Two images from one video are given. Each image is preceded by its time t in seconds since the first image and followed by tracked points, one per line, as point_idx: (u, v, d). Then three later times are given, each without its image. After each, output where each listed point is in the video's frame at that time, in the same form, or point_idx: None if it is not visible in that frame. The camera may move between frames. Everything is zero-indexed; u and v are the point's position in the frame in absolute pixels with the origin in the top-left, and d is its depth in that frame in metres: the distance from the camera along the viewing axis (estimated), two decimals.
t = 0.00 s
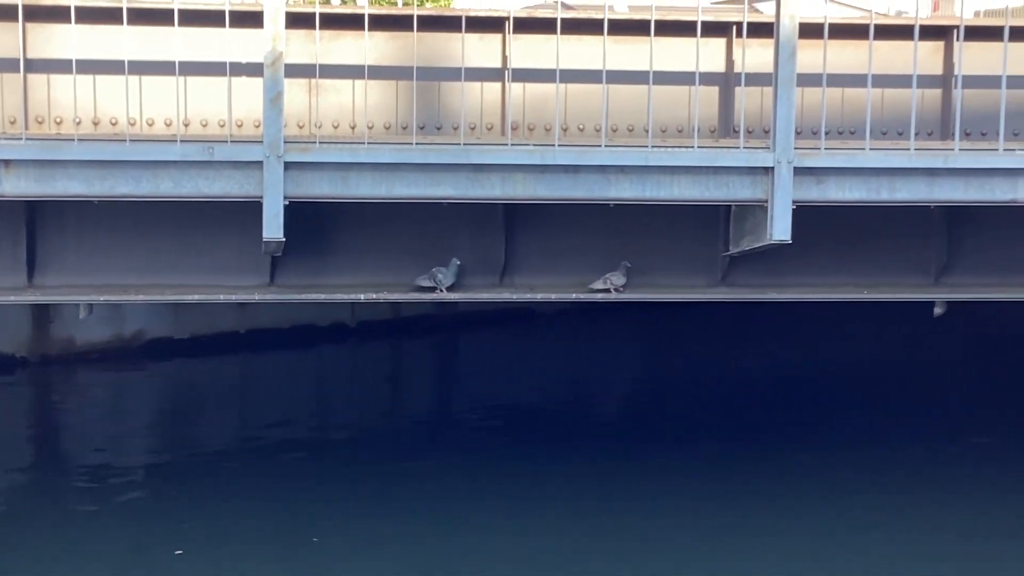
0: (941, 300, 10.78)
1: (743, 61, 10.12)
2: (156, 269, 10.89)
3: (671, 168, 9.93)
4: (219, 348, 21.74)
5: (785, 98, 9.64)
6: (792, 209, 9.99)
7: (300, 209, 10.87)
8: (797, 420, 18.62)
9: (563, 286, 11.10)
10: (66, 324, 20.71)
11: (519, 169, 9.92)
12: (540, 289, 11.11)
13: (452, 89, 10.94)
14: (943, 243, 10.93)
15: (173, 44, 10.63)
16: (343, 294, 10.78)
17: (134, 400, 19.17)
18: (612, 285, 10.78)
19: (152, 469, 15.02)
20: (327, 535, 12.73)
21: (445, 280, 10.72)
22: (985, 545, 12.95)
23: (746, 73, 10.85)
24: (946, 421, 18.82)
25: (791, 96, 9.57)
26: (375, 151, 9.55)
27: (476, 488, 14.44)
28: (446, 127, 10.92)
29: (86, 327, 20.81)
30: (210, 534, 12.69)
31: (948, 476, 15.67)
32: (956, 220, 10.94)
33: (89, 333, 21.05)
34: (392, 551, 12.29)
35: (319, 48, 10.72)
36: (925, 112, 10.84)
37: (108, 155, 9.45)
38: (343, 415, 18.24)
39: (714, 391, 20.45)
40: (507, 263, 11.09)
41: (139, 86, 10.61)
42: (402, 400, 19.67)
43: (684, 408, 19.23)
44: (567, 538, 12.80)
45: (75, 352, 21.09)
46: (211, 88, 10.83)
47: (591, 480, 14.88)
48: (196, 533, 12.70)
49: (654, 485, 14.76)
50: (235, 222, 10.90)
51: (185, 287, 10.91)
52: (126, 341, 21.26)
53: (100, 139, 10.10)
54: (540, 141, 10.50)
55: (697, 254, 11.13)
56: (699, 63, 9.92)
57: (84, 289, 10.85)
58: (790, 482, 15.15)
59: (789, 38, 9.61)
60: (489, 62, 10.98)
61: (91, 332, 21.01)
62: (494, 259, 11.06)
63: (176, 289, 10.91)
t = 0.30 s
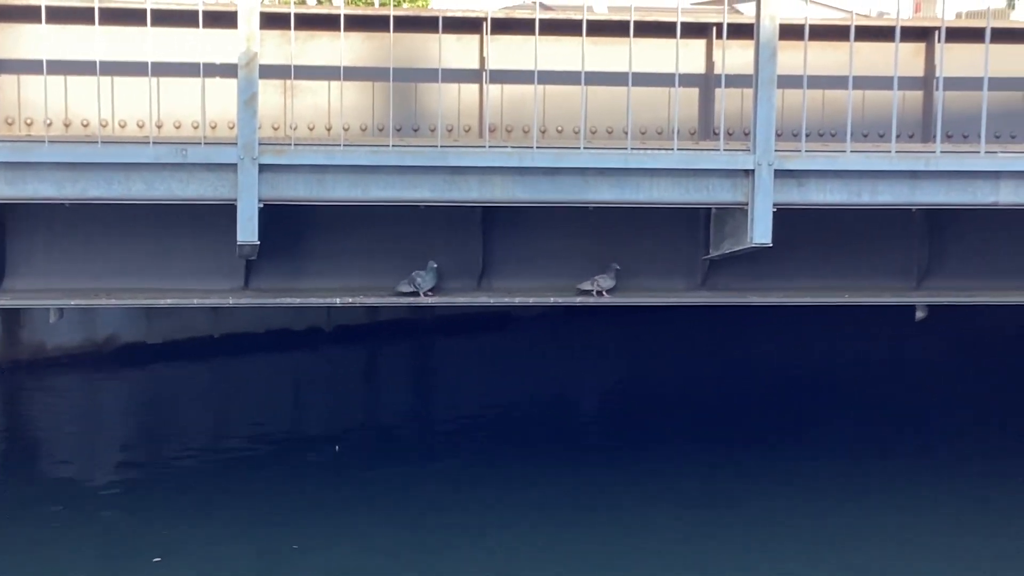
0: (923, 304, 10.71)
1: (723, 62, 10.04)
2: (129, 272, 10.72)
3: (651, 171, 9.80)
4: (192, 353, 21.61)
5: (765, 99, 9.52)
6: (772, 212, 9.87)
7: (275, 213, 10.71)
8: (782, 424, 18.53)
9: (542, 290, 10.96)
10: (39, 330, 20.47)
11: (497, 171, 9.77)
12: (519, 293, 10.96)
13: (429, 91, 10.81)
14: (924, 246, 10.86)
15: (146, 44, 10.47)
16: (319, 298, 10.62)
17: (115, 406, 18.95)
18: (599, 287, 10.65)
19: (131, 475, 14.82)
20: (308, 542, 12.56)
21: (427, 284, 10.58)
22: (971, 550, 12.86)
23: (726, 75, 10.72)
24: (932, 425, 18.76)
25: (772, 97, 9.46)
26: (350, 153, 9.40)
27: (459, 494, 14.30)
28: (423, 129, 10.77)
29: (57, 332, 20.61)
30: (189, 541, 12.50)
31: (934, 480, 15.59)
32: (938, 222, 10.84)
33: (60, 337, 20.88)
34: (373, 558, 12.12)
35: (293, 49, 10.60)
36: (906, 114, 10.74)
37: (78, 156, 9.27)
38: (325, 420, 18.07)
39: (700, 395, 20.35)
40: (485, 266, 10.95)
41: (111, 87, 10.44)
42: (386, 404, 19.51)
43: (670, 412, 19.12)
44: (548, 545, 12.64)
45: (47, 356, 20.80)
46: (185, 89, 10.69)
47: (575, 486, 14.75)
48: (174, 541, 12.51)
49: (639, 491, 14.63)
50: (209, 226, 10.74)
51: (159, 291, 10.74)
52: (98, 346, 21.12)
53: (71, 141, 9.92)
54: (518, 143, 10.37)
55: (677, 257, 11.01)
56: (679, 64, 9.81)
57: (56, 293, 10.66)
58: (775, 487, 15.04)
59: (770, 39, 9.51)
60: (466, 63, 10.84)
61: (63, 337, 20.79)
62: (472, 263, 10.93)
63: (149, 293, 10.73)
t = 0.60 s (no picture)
0: (900, 308, 10.65)
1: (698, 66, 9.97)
2: (100, 278, 10.59)
3: (627, 175, 9.70)
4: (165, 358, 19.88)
5: (741, 103, 9.44)
6: (748, 217, 9.79)
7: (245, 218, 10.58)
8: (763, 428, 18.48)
9: (515, 296, 10.90)
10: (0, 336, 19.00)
11: (470, 175, 9.65)
12: (493, 297, 10.90)
13: (402, 94, 10.71)
14: (901, 251, 10.80)
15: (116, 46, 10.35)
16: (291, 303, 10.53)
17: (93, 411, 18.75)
18: (577, 292, 10.61)
19: (108, 483, 14.67)
20: (285, 549, 12.46)
21: (413, 288, 10.52)
22: (951, 555, 12.84)
23: (701, 78, 10.66)
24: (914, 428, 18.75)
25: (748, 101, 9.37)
26: (322, 157, 9.28)
27: (439, 501, 14.21)
28: (396, 132, 10.64)
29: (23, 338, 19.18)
30: (165, 549, 12.38)
31: (915, 485, 15.56)
32: (914, 227, 10.80)
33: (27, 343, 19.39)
34: (351, 566, 12.03)
35: (265, 52, 10.51)
36: (882, 118, 10.68)
37: (46, 161, 9.13)
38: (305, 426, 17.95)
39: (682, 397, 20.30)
40: (459, 271, 10.87)
41: (81, 90, 10.32)
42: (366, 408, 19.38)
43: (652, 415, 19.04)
44: (525, 553, 12.55)
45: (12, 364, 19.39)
46: (156, 92, 10.58)
47: (555, 492, 14.68)
48: (150, 549, 12.39)
49: (619, 497, 14.55)
50: (181, 231, 10.63)
51: (130, 297, 10.62)
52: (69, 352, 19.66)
53: (39, 144, 9.78)
54: (492, 147, 10.27)
55: (652, 261, 10.95)
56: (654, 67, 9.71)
57: (25, 299, 10.52)
58: (757, 492, 14.98)
59: (745, 42, 9.43)
60: (440, 66, 10.75)
61: (29, 344, 19.31)
62: (446, 268, 10.84)
63: (120, 299, 10.61)
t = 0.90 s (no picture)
0: (871, 313, 10.68)
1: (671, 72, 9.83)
2: (69, 283, 10.48)
3: (599, 180, 9.71)
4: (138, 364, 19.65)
5: (713, 109, 9.44)
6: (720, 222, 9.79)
7: (214, 222, 10.51)
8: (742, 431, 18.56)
9: (489, 301, 10.87)
10: None
11: (443, 181, 9.62)
12: (466, 303, 10.88)
13: (374, 99, 10.64)
14: (873, 256, 10.83)
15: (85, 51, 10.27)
16: (263, 310, 10.47)
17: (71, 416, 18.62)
18: (549, 297, 10.60)
19: (84, 490, 14.59)
20: (260, 556, 12.42)
21: (407, 297, 10.51)
22: (926, 560, 12.90)
23: (674, 83, 10.65)
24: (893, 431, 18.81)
25: (720, 107, 9.38)
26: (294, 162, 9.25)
27: (417, 507, 14.20)
28: (368, 138, 10.60)
29: None
30: (140, 557, 12.33)
31: (893, 490, 15.63)
32: (887, 233, 10.82)
33: None
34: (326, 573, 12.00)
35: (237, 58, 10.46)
36: (854, 123, 10.72)
37: (14, 166, 9.06)
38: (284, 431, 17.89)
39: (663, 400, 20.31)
40: (431, 277, 10.82)
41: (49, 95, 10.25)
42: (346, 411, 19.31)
43: (632, 419, 19.05)
44: (498, 561, 12.49)
45: None
46: (126, 97, 10.52)
47: (534, 498, 14.67)
48: (125, 556, 12.34)
49: (598, 502, 14.56)
50: (151, 237, 10.54)
51: (100, 302, 10.53)
52: (38, 359, 19.21)
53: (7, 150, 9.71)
54: (465, 152, 10.25)
55: (625, 267, 10.96)
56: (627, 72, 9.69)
57: None
58: (734, 497, 15.01)
59: (717, 48, 9.44)
60: (412, 72, 10.70)
61: None
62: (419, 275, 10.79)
63: (90, 304, 10.51)
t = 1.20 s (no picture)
0: (844, 319, 10.74)
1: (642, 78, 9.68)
2: (41, 290, 10.44)
3: (573, 188, 9.64)
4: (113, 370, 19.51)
5: (686, 115, 9.41)
6: (694, 229, 9.74)
7: (186, 227, 10.50)
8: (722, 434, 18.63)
9: (463, 307, 10.89)
10: None
11: (416, 188, 9.56)
12: (440, 309, 10.90)
13: (347, 106, 10.69)
14: (844, 261, 10.90)
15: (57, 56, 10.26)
16: (236, 315, 10.49)
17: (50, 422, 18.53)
18: (524, 303, 10.61)
19: (61, 498, 14.52)
20: (236, 564, 12.38)
21: (400, 298, 10.53)
22: (901, 564, 12.96)
23: (646, 90, 10.72)
24: (871, 433, 18.90)
25: (694, 113, 9.33)
26: (267, 168, 9.18)
27: (394, 513, 14.18)
28: (341, 144, 10.64)
29: None
30: (115, 565, 12.28)
31: (870, 494, 15.69)
32: (858, 237, 10.88)
33: None
34: None
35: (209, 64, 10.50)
36: (825, 129, 10.79)
37: None
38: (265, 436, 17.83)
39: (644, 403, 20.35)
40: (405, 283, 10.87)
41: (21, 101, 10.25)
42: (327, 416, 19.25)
43: (613, 423, 19.09)
44: (475, 568, 12.48)
45: None
46: (98, 103, 10.50)
47: (513, 504, 14.67)
48: (100, 565, 12.28)
49: (577, 508, 14.57)
50: (124, 243, 10.51)
51: (72, 308, 10.50)
52: (10, 366, 18.83)
53: None
54: (437, 158, 10.23)
55: (598, 273, 10.99)
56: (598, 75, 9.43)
57: None
58: (713, 502, 15.04)
59: (689, 55, 9.42)
60: (384, 78, 10.74)
61: None
62: (393, 281, 10.83)
63: (62, 311, 10.48)
